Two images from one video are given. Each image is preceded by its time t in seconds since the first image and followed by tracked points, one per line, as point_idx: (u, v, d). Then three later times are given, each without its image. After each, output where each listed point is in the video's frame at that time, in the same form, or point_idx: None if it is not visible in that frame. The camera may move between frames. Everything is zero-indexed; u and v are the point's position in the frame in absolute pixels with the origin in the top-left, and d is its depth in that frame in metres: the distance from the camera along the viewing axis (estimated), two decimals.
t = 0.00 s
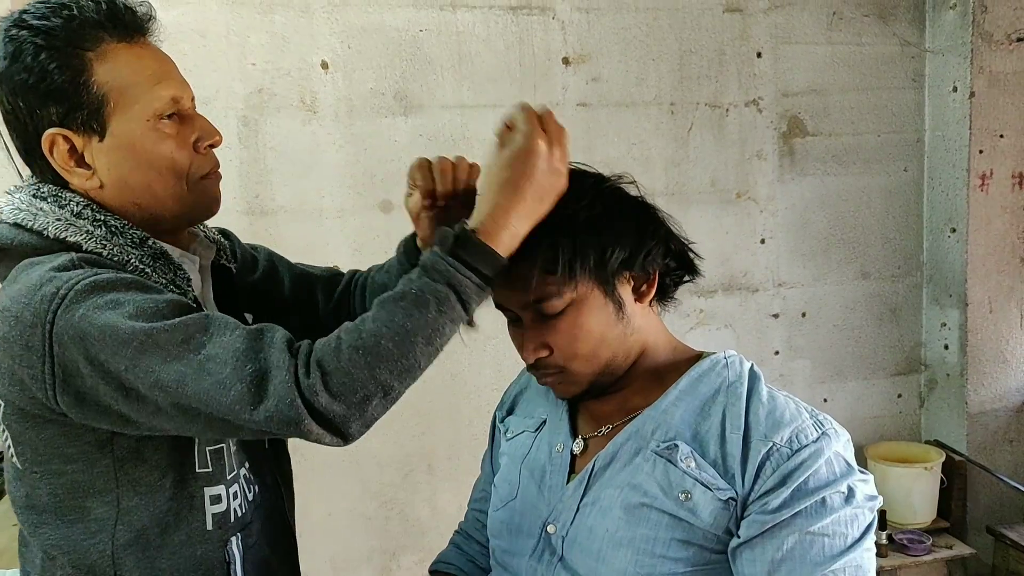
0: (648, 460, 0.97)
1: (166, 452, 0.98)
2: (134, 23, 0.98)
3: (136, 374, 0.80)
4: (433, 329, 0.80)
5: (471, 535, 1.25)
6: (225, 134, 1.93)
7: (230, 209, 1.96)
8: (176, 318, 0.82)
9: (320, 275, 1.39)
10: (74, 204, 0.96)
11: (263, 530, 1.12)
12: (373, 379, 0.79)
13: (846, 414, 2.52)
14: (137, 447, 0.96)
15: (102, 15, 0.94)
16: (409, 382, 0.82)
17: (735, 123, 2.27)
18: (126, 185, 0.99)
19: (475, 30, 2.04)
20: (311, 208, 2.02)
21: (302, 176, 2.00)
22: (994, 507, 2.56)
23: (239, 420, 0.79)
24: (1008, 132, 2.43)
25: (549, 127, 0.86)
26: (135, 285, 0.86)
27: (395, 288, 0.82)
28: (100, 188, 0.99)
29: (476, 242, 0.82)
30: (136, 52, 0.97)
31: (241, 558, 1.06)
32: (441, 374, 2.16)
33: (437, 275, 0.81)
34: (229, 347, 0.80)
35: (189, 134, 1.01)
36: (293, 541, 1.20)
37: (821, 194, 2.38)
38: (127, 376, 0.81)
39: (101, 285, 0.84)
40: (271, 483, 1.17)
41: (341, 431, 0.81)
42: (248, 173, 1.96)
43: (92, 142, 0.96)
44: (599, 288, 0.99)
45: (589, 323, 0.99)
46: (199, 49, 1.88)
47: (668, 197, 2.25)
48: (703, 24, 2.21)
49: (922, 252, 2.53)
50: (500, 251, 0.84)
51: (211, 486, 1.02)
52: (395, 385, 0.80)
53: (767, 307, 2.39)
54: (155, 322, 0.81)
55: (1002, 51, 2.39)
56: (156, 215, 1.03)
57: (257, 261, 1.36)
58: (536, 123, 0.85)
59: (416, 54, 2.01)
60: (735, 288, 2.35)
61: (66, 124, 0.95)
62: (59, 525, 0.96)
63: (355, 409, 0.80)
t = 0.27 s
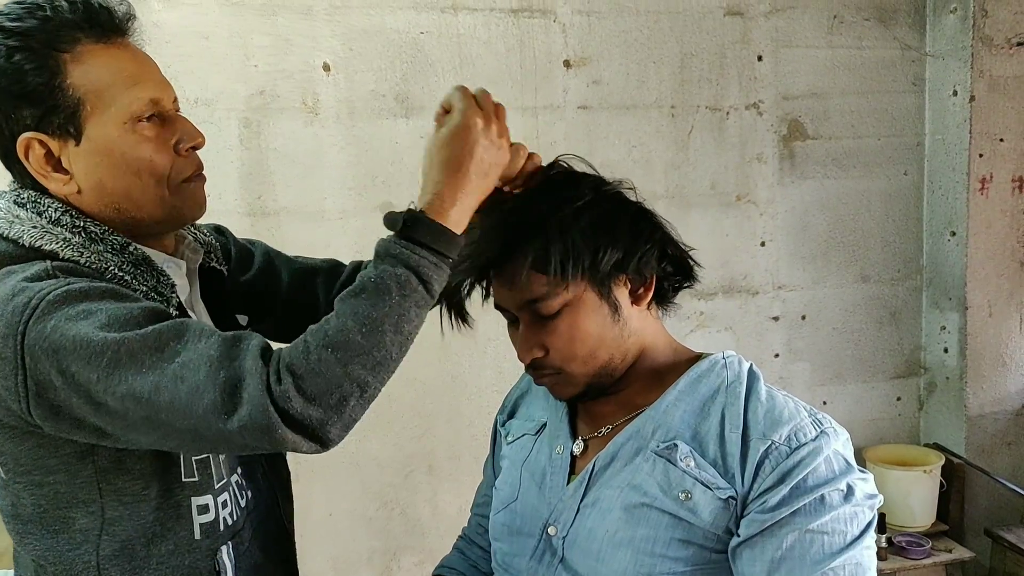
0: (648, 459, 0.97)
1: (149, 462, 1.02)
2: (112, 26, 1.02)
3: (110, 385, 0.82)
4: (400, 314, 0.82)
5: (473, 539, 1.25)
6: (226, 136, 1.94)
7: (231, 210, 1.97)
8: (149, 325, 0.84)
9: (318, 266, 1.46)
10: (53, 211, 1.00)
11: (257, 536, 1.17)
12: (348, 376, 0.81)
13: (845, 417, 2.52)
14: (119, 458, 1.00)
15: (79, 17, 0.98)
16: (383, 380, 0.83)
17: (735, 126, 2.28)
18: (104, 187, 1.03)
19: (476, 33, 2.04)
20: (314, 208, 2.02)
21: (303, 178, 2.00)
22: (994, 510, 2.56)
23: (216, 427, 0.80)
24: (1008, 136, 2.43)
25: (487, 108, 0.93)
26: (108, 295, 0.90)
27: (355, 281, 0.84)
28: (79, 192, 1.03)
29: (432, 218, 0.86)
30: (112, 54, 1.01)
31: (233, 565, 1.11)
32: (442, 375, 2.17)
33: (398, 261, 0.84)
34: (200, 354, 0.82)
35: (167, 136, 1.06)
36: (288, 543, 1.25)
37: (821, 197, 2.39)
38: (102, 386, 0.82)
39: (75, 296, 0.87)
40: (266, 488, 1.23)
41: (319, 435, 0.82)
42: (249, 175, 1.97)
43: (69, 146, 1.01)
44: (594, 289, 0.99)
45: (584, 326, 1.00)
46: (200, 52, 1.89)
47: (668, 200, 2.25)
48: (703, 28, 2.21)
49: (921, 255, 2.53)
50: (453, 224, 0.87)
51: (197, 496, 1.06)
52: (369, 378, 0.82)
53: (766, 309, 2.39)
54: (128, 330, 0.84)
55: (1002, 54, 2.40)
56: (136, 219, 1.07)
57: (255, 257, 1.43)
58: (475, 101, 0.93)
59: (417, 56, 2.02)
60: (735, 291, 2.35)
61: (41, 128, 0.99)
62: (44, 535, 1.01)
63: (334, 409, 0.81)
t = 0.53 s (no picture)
0: (653, 457, 0.97)
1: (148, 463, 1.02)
2: (111, 23, 1.04)
3: (107, 388, 0.85)
4: (422, 348, 0.88)
5: (476, 536, 1.25)
6: (230, 135, 1.94)
7: (235, 210, 1.97)
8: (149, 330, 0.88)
9: (320, 262, 1.47)
10: (53, 211, 1.04)
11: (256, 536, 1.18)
12: (356, 396, 0.86)
13: (846, 419, 2.52)
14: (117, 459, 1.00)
15: (79, 14, 1.01)
16: (389, 407, 0.88)
17: (738, 128, 2.28)
18: (102, 185, 1.06)
19: (480, 33, 2.05)
20: (318, 208, 2.03)
21: (306, 178, 2.00)
22: (995, 512, 2.56)
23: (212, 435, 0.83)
24: (1010, 139, 2.43)
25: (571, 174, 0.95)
26: (108, 297, 0.92)
27: (389, 306, 0.90)
28: (78, 190, 1.06)
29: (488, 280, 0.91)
30: (111, 52, 1.03)
31: (232, 567, 1.12)
32: (444, 375, 2.17)
33: (432, 296, 0.90)
34: (202, 360, 0.86)
35: (168, 134, 1.08)
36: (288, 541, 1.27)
37: (823, 199, 2.39)
38: (99, 390, 0.85)
39: (75, 298, 0.90)
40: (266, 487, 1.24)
41: (317, 451, 0.86)
42: (252, 175, 1.97)
43: (68, 144, 1.03)
44: (603, 289, 0.99)
45: (591, 324, 1.00)
46: (204, 51, 1.89)
47: (671, 202, 2.26)
48: (706, 29, 2.21)
49: (923, 258, 2.53)
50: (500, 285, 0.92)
51: (196, 497, 1.07)
52: (375, 405, 0.87)
53: (769, 311, 2.39)
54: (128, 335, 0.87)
55: (1006, 57, 2.40)
56: (136, 216, 1.10)
57: (258, 255, 1.44)
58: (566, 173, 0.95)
59: (420, 56, 2.02)
60: (737, 292, 2.35)
61: (41, 126, 1.02)
62: (45, 536, 1.01)
63: (332, 426, 0.86)
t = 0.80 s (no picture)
0: (657, 458, 0.97)
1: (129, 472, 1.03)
2: (122, 23, 1.05)
3: (67, 425, 0.88)
4: (362, 480, 0.93)
5: (479, 535, 1.25)
6: (236, 135, 1.95)
7: (240, 210, 1.98)
8: (123, 382, 0.90)
9: (326, 253, 1.47)
10: (58, 212, 1.04)
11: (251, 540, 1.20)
12: (290, 517, 0.90)
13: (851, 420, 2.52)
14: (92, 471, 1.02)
15: (90, 15, 1.02)
16: (316, 529, 0.92)
17: (743, 128, 2.27)
18: (109, 184, 1.06)
19: (485, 33, 2.05)
20: (323, 207, 2.03)
21: (311, 177, 2.01)
22: (1001, 514, 2.55)
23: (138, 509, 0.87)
24: (1018, 139, 2.42)
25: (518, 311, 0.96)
26: (97, 324, 0.93)
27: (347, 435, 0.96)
28: (85, 188, 1.07)
29: (440, 434, 0.97)
30: (121, 52, 1.03)
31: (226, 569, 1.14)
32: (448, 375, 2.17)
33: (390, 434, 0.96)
34: (164, 434, 0.88)
35: (176, 135, 1.09)
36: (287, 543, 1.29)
37: (829, 200, 2.38)
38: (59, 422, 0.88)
39: (58, 322, 0.91)
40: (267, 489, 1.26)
41: (229, 556, 0.89)
42: (257, 175, 1.97)
43: (76, 143, 1.04)
44: (614, 288, 0.99)
45: (601, 323, 1.00)
46: (210, 51, 1.90)
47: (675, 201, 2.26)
48: (712, 29, 2.21)
49: (930, 259, 2.52)
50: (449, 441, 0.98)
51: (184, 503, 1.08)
52: (303, 528, 0.91)
53: (773, 311, 2.39)
54: (102, 378, 0.89)
55: (1013, 57, 2.39)
56: (142, 215, 1.10)
57: (267, 251, 1.44)
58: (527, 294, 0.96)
59: (425, 56, 2.02)
60: (742, 293, 2.35)
61: (49, 124, 1.03)
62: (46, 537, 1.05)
63: (253, 545, 0.89)
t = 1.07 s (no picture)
0: (663, 462, 0.98)
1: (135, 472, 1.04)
2: (127, 26, 1.06)
3: (76, 413, 0.87)
4: (374, 426, 0.90)
5: (485, 537, 1.26)
6: (242, 136, 1.95)
7: (246, 211, 1.99)
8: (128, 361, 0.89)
9: (332, 248, 1.45)
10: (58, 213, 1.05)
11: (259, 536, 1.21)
12: (306, 462, 0.87)
13: (855, 421, 2.52)
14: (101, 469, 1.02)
15: (96, 17, 1.03)
16: (334, 483, 0.89)
17: (748, 130, 2.28)
18: (111, 186, 1.07)
19: (490, 35, 2.05)
20: (329, 208, 2.04)
21: (317, 178, 2.01)
22: (1005, 516, 2.55)
23: (154, 481, 0.84)
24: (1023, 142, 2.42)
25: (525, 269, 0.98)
26: (99, 314, 0.94)
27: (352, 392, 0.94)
28: (87, 189, 1.08)
29: (448, 384, 0.95)
30: (125, 54, 1.04)
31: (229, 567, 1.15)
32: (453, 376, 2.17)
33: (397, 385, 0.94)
34: (172, 401, 0.87)
35: (178, 137, 1.10)
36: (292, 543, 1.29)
37: (834, 201, 2.38)
38: (67, 411, 0.87)
39: (60, 313, 0.92)
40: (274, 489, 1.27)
41: (249, 515, 0.86)
42: (263, 176, 1.98)
43: (78, 144, 1.04)
44: (616, 292, 0.99)
45: (604, 328, 1.00)
46: (217, 52, 1.91)
47: (680, 203, 2.26)
48: (717, 31, 2.21)
49: (934, 261, 2.52)
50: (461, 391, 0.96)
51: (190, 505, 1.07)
52: (322, 477, 0.88)
53: (778, 313, 2.39)
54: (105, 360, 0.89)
55: (1019, 59, 2.39)
56: (143, 217, 1.11)
57: (273, 249, 1.44)
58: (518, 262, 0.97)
59: (431, 57, 2.02)
60: (746, 294, 2.35)
61: (52, 126, 1.03)
62: (48, 534, 1.06)
63: (275, 495, 0.86)
